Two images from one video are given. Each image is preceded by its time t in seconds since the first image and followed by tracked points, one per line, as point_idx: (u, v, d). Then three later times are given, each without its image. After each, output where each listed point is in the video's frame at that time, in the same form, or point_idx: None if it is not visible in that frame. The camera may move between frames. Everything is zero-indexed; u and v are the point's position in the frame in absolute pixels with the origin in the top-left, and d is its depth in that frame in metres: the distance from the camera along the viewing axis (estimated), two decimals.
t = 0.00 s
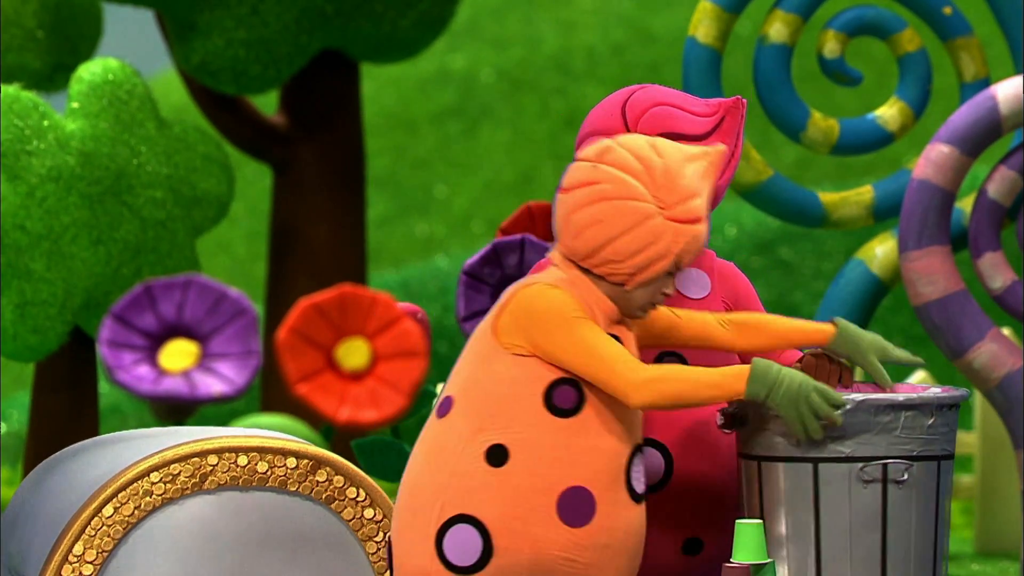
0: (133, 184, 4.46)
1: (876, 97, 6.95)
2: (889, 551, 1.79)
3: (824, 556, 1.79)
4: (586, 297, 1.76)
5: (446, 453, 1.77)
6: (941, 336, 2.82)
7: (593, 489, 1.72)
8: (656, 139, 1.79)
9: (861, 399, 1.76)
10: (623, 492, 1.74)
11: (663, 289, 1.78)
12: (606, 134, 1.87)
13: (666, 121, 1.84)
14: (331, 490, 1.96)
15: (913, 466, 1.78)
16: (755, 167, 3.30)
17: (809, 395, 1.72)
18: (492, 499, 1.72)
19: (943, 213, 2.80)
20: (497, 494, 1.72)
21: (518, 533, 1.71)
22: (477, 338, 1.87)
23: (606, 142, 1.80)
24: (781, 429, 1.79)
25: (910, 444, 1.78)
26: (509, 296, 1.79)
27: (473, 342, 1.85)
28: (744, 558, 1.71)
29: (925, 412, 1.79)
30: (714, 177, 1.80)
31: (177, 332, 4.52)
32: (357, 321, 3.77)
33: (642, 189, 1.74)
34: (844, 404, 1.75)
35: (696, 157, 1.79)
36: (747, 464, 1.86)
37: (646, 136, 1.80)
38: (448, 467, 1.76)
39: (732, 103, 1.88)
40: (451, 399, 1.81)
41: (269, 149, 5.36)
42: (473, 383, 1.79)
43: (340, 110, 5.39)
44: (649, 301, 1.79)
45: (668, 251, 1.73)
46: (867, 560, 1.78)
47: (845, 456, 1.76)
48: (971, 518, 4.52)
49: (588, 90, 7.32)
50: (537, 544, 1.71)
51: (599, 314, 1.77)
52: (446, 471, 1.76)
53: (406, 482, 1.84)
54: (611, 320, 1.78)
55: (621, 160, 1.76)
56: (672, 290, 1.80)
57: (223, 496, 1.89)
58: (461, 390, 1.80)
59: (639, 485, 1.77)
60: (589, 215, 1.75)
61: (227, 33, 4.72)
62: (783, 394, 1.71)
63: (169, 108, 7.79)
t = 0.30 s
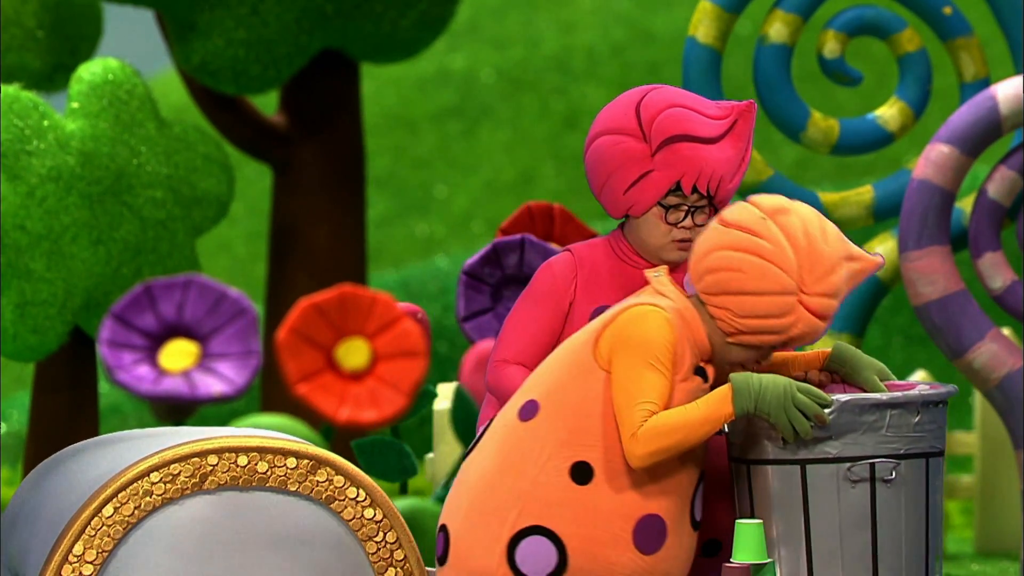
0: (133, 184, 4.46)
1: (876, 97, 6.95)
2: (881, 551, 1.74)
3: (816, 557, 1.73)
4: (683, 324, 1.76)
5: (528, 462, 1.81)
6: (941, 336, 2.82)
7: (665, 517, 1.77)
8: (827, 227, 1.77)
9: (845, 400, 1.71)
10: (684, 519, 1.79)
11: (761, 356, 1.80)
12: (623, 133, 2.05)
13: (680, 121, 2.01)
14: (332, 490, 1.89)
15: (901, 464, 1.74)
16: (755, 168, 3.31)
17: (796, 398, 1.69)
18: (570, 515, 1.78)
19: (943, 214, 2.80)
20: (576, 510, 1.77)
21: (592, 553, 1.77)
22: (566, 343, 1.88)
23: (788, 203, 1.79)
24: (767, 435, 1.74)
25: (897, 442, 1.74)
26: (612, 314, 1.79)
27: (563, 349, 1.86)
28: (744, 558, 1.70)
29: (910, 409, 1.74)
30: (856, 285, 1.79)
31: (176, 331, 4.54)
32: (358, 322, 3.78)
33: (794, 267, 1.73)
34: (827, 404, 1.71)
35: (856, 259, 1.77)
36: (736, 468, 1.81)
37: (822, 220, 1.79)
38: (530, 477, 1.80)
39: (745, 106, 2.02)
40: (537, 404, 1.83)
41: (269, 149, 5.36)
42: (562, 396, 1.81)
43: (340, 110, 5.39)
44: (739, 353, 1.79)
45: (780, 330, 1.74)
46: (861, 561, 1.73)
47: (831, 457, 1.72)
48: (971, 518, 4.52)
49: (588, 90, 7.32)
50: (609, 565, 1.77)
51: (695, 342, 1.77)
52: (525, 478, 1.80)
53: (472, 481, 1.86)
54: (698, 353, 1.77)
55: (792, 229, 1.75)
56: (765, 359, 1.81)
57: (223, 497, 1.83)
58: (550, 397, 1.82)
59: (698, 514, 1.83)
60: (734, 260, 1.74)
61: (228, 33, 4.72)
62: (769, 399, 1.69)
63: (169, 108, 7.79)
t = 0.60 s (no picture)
0: (133, 184, 4.46)
1: (876, 97, 6.95)
2: (885, 552, 1.72)
3: (820, 556, 1.72)
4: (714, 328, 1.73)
5: (561, 458, 1.77)
6: (941, 336, 2.83)
7: (694, 518, 1.75)
8: (897, 304, 1.74)
9: (855, 400, 1.69)
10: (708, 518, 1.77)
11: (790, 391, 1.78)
12: (637, 132, 2.05)
13: (694, 122, 2.00)
14: (331, 490, 1.89)
15: (908, 466, 1.72)
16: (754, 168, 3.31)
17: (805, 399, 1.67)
18: (601, 514, 1.74)
19: (943, 213, 2.80)
20: (608, 509, 1.74)
21: (623, 552, 1.73)
22: (600, 341, 1.83)
23: (870, 264, 1.75)
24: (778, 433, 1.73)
25: (905, 444, 1.72)
26: (649, 314, 1.76)
27: (597, 347, 1.82)
28: (745, 557, 1.70)
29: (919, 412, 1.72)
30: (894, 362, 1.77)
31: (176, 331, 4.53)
32: (358, 321, 3.78)
33: (855, 326, 1.71)
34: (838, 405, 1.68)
35: (906, 339, 1.76)
36: (745, 465, 1.79)
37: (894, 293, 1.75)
38: (564, 473, 1.76)
39: (759, 108, 2.01)
40: (572, 401, 1.79)
41: (269, 149, 5.36)
42: (597, 393, 1.77)
43: (340, 110, 5.39)
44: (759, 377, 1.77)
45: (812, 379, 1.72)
46: (865, 561, 1.71)
47: (839, 457, 1.70)
48: (970, 518, 4.53)
49: (588, 90, 7.33)
50: (638, 566, 1.74)
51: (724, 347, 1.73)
52: (558, 473, 1.76)
53: (501, 477, 1.83)
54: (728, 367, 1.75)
55: (868, 292, 1.72)
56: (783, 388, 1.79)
57: (222, 496, 1.83)
58: (585, 393, 1.78)
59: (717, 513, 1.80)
60: (801, 302, 1.71)
61: (228, 33, 4.71)
62: (778, 400, 1.67)
63: (169, 107, 7.79)
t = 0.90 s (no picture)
0: (133, 184, 4.46)
1: (876, 97, 6.96)
2: (885, 551, 1.72)
3: (820, 556, 1.72)
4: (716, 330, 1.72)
5: (563, 457, 1.77)
6: (942, 336, 2.83)
7: (696, 518, 1.75)
8: (900, 307, 1.74)
9: (855, 400, 1.69)
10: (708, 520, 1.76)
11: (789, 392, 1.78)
12: (645, 132, 2.04)
13: (701, 123, 2.00)
14: (332, 490, 1.89)
15: (908, 466, 1.72)
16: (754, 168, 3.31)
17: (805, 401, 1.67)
18: (602, 514, 1.74)
19: (942, 213, 2.80)
20: (609, 509, 1.74)
21: (624, 552, 1.73)
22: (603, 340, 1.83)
23: (871, 266, 1.75)
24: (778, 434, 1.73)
25: (904, 444, 1.71)
26: (650, 314, 1.75)
27: (600, 345, 1.81)
28: (744, 558, 1.70)
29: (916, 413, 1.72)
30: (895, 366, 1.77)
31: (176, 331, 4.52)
32: (357, 322, 3.77)
33: (857, 329, 1.70)
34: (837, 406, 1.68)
35: (907, 343, 1.76)
36: (745, 466, 1.79)
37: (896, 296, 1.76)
38: (566, 472, 1.76)
39: (767, 111, 2.01)
40: (574, 400, 1.79)
41: (268, 149, 5.36)
42: (599, 392, 1.77)
43: (340, 110, 5.39)
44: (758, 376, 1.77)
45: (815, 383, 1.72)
46: (865, 561, 1.71)
47: (839, 458, 1.70)
48: (970, 519, 4.53)
49: (588, 90, 7.33)
50: (639, 566, 1.74)
51: (724, 347, 1.72)
52: (560, 473, 1.76)
53: (503, 476, 1.83)
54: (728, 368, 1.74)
55: (869, 294, 1.72)
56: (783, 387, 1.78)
57: (222, 496, 1.83)
58: (588, 393, 1.78)
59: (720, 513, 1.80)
60: (804, 305, 1.70)
61: (228, 33, 4.71)
62: (778, 400, 1.67)
63: (169, 107, 7.80)
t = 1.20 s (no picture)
0: (133, 184, 4.47)
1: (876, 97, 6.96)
2: (886, 551, 1.72)
3: (821, 556, 1.72)
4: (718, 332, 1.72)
5: (565, 458, 1.77)
6: (942, 336, 2.83)
7: (697, 519, 1.75)
8: (898, 302, 1.75)
9: (856, 401, 1.69)
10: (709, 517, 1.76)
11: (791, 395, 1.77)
12: (648, 132, 2.04)
13: (705, 123, 1.99)
14: (332, 490, 1.88)
15: (909, 467, 1.72)
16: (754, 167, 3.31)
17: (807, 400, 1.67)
18: (604, 515, 1.74)
19: (942, 214, 2.80)
20: (611, 509, 1.74)
21: (625, 552, 1.73)
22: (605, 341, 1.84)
23: (865, 263, 1.76)
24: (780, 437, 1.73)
25: (905, 444, 1.71)
26: (654, 316, 1.75)
27: (602, 346, 1.82)
28: (745, 558, 1.70)
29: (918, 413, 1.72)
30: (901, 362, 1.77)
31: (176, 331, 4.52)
32: (357, 321, 3.78)
33: (857, 326, 1.71)
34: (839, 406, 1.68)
35: (910, 339, 1.76)
36: (746, 466, 1.79)
37: (893, 291, 1.76)
38: (568, 472, 1.76)
39: (771, 112, 2.00)
40: (576, 401, 1.79)
41: (269, 149, 5.36)
42: (602, 392, 1.77)
43: (340, 110, 5.39)
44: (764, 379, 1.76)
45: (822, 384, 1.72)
46: (866, 561, 1.71)
47: (840, 458, 1.70)
48: (970, 518, 4.53)
49: (588, 90, 7.33)
50: (640, 566, 1.74)
51: (726, 349, 1.72)
52: (562, 473, 1.76)
53: (505, 476, 1.83)
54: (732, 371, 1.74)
55: (866, 291, 1.72)
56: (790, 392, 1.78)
57: (222, 496, 1.83)
58: (590, 393, 1.78)
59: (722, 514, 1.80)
60: (800, 306, 1.71)
61: (228, 33, 4.71)
62: (779, 403, 1.67)
63: (169, 107, 7.80)
